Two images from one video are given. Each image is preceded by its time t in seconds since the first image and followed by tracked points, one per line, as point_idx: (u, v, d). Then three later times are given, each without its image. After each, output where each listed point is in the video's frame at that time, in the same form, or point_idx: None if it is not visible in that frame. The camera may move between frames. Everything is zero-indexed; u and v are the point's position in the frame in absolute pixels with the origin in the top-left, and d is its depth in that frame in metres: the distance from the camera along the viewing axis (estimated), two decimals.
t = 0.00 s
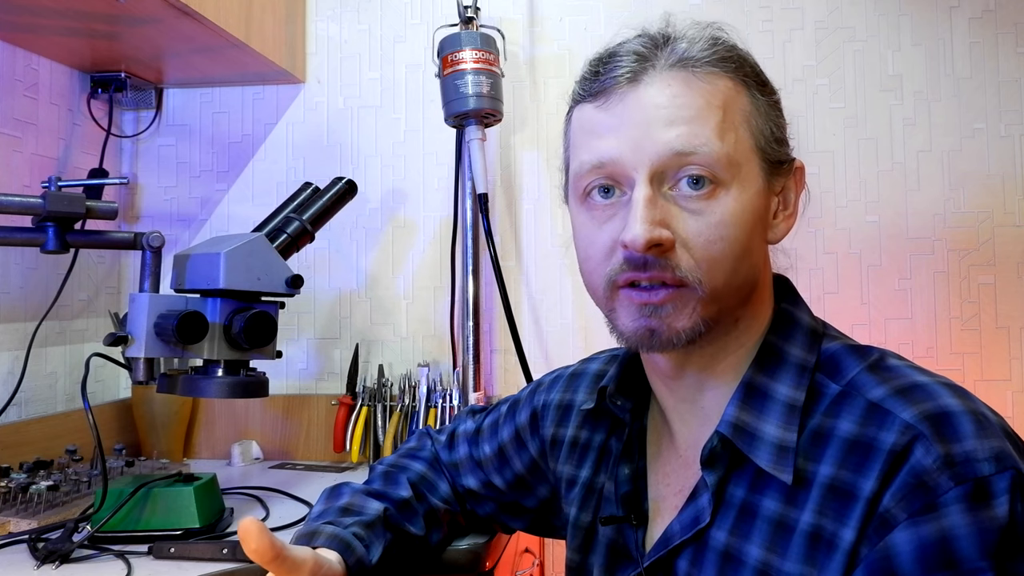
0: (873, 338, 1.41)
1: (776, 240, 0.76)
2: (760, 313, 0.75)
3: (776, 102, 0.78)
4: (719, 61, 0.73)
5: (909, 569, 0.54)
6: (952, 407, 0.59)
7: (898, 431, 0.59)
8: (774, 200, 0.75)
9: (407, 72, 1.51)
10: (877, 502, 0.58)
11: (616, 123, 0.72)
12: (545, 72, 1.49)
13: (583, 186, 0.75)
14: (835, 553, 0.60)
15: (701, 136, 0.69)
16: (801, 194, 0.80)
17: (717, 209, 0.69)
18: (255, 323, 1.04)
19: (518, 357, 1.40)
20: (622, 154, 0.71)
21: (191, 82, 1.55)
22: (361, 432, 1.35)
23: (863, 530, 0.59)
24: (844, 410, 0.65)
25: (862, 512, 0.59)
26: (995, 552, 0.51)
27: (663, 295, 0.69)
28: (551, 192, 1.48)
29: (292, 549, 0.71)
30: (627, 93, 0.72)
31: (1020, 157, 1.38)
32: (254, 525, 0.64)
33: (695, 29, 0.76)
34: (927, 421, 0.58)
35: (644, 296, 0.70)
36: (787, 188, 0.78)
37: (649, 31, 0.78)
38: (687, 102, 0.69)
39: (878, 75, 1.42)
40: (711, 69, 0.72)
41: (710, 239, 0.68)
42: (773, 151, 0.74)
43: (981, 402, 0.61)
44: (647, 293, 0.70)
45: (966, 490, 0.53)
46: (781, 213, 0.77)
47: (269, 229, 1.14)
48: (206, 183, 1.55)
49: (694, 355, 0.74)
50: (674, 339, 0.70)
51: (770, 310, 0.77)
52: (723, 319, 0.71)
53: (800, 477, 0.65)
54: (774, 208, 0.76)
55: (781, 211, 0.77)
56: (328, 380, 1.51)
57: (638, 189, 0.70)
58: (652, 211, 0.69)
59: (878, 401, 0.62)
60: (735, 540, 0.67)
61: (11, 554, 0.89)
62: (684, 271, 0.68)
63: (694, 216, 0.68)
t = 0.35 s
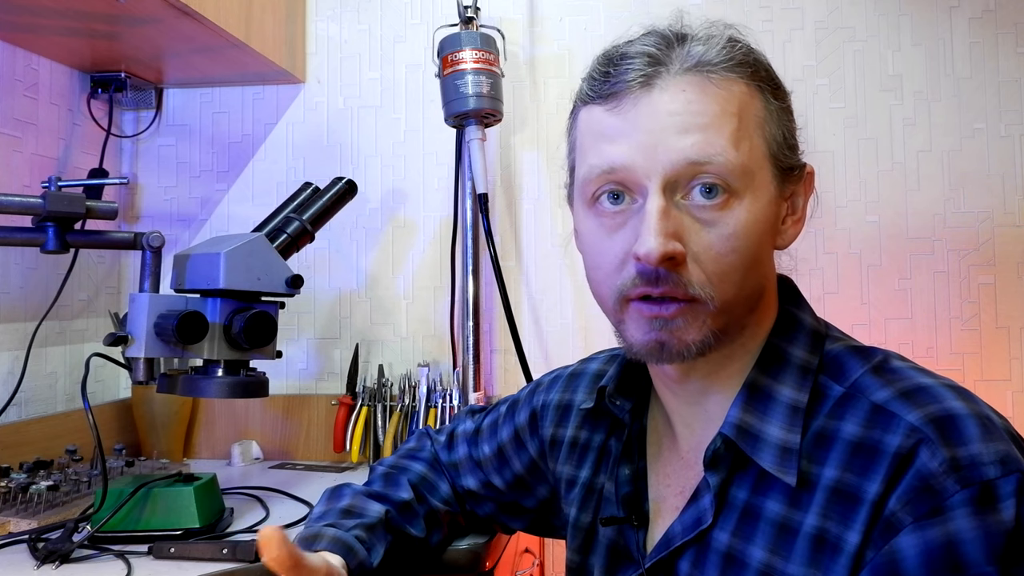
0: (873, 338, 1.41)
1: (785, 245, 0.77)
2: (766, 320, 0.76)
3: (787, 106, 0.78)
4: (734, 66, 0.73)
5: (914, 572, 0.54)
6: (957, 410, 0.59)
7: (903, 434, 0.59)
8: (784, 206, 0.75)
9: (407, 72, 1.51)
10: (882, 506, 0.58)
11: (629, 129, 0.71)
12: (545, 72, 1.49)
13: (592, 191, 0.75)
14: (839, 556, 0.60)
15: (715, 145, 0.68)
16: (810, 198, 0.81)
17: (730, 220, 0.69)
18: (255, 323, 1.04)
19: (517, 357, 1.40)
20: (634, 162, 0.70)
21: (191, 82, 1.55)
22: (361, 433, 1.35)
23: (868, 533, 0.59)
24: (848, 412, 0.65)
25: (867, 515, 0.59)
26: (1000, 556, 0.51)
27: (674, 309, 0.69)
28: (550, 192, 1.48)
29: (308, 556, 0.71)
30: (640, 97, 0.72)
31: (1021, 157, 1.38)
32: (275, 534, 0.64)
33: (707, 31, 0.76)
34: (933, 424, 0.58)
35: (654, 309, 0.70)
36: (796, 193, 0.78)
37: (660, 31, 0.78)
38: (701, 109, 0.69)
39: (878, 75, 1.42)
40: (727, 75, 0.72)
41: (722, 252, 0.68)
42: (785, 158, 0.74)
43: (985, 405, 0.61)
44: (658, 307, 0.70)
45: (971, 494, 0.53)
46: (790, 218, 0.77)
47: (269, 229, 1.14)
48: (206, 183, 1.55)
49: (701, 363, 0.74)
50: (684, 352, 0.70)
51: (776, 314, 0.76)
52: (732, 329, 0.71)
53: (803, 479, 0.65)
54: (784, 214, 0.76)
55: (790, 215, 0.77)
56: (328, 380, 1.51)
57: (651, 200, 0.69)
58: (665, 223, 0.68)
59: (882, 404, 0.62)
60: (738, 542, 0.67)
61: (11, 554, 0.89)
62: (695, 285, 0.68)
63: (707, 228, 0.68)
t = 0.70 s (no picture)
0: (873, 338, 1.41)
1: (785, 246, 0.77)
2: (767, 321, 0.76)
3: (786, 107, 0.78)
4: (733, 70, 0.72)
5: (912, 571, 0.54)
6: (956, 410, 0.59)
7: (902, 433, 0.59)
8: (784, 208, 0.75)
9: (407, 72, 1.51)
10: (880, 505, 0.58)
11: (628, 136, 0.71)
12: (545, 72, 1.49)
13: (592, 198, 0.75)
14: (838, 555, 0.60)
15: (715, 152, 0.68)
16: (810, 199, 0.80)
17: (730, 227, 0.68)
18: (255, 323, 1.04)
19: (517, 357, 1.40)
20: (633, 169, 0.70)
21: (191, 82, 1.55)
22: (361, 432, 1.35)
23: (866, 532, 0.59)
24: (847, 411, 0.65)
25: (865, 514, 0.59)
26: (998, 555, 0.51)
27: (672, 316, 0.69)
28: (550, 192, 1.48)
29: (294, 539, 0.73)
30: (638, 104, 0.71)
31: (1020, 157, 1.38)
32: (263, 513, 0.67)
33: (706, 34, 0.76)
34: (932, 423, 0.58)
35: (653, 316, 0.70)
36: (796, 194, 0.78)
37: (657, 34, 0.77)
38: (701, 116, 0.69)
39: (878, 75, 1.42)
40: (726, 80, 0.71)
41: (722, 259, 0.68)
42: (784, 160, 0.74)
43: (985, 405, 0.61)
44: (656, 314, 0.70)
45: (969, 493, 0.53)
46: (790, 220, 0.77)
47: (269, 229, 1.14)
48: (206, 183, 1.55)
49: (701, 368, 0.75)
50: (684, 356, 0.70)
51: (777, 313, 0.77)
52: (732, 333, 0.72)
53: (802, 478, 0.65)
54: (783, 217, 0.76)
55: (789, 217, 0.77)
56: (328, 380, 1.51)
57: (650, 207, 0.69)
58: (664, 231, 0.68)
59: (882, 403, 0.62)
60: (737, 541, 0.67)
61: (11, 554, 0.89)
62: (694, 294, 0.68)
63: (706, 235, 0.68)
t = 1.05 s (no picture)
0: (872, 338, 1.41)
1: (776, 249, 0.76)
2: (761, 320, 0.75)
3: (775, 107, 0.77)
4: (717, 73, 0.72)
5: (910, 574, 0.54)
6: (954, 412, 0.59)
7: (900, 436, 0.59)
8: (774, 211, 0.75)
9: (407, 72, 1.51)
10: (878, 508, 0.58)
11: (613, 142, 0.71)
12: (545, 72, 1.49)
13: (579, 204, 0.74)
14: (836, 559, 0.60)
15: (700, 156, 0.68)
16: (801, 201, 0.80)
17: (715, 231, 0.68)
18: (255, 323, 1.04)
19: (517, 357, 1.40)
20: (617, 176, 0.70)
21: (191, 82, 1.55)
22: (361, 432, 1.35)
23: (864, 535, 0.59)
24: (845, 414, 0.65)
25: (863, 517, 0.59)
26: (996, 558, 0.51)
27: (658, 323, 0.69)
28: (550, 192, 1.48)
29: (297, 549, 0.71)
30: (621, 109, 0.71)
31: (1021, 157, 1.38)
32: (263, 527, 0.64)
33: (690, 36, 0.75)
34: (930, 426, 0.58)
35: (639, 323, 0.70)
36: (787, 196, 0.77)
37: (644, 38, 0.77)
38: (684, 120, 0.68)
39: (878, 75, 1.42)
40: (709, 84, 0.71)
41: (706, 264, 0.68)
42: (773, 164, 0.73)
43: (983, 407, 0.61)
44: (644, 321, 0.70)
45: (967, 496, 0.53)
46: (781, 222, 0.76)
47: (269, 229, 1.14)
48: (206, 183, 1.55)
49: (692, 374, 0.75)
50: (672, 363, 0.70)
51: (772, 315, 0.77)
52: (721, 338, 0.72)
53: (800, 481, 0.65)
54: (774, 220, 0.75)
55: (780, 219, 0.76)
56: (328, 380, 1.51)
57: (634, 212, 0.69)
58: (648, 236, 0.68)
59: (880, 406, 0.62)
60: (735, 544, 0.67)
61: (11, 554, 0.89)
62: (679, 300, 0.68)
63: (691, 240, 0.68)
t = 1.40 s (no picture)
0: (872, 338, 1.41)
1: (774, 233, 0.76)
2: (753, 310, 0.74)
3: (773, 99, 0.79)
4: (713, 47, 0.74)
5: None
6: (956, 416, 0.59)
7: (902, 440, 0.59)
8: (772, 191, 0.75)
9: (407, 72, 1.51)
10: (880, 512, 0.58)
11: (613, 102, 0.73)
12: (545, 72, 1.49)
13: (580, 164, 0.75)
14: (838, 563, 0.60)
15: (695, 110, 0.69)
16: (800, 191, 0.80)
17: (710, 183, 0.68)
18: (255, 323, 1.04)
19: (517, 357, 1.39)
20: (616, 130, 0.72)
21: (191, 82, 1.55)
22: (361, 433, 1.35)
23: (865, 539, 0.59)
24: (846, 417, 0.65)
25: (865, 522, 0.59)
26: (998, 563, 0.51)
27: (651, 267, 0.67)
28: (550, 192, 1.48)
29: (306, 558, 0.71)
30: (622, 73, 0.73)
31: (1021, 157, 1.38)
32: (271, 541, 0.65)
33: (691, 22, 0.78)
34: (931, 430, 0.58)
35: (632, 268, 0.68)
36: (785, 185, 0.78)
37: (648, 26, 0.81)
38: (681, 82, 0.70)
39: (878, 75, 1.42)
40: (705, 54, 0.73)
41: (703, 210, 0.67)
42: (771, 142, 0.74)
43: (984, 410, 0.61)
44: (636, 266, 0.68)
45: (970, 502, 0.53)
46: (780, 207, 0.76)
47: (269, 229, 1.14)
48: (205, 183, 1.55)
49: (686, 340, 0.72)
50: (666, 316, 0.67)
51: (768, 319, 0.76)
52: (722, 302, 0.69)
53: (801, 484, 0.65)
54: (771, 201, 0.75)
55: (779, 205, 0.76)
56: (328, 380, 1.51)
57: (630, 160, 0.70)
58: (643, 180, 0.68)
59: (881, 409, 0.62)
60: (736, 547, 0.67)
61: (11, 555, 0.89)
62: (674, 241, 0.67)
63: (686, 190, 0.68)
